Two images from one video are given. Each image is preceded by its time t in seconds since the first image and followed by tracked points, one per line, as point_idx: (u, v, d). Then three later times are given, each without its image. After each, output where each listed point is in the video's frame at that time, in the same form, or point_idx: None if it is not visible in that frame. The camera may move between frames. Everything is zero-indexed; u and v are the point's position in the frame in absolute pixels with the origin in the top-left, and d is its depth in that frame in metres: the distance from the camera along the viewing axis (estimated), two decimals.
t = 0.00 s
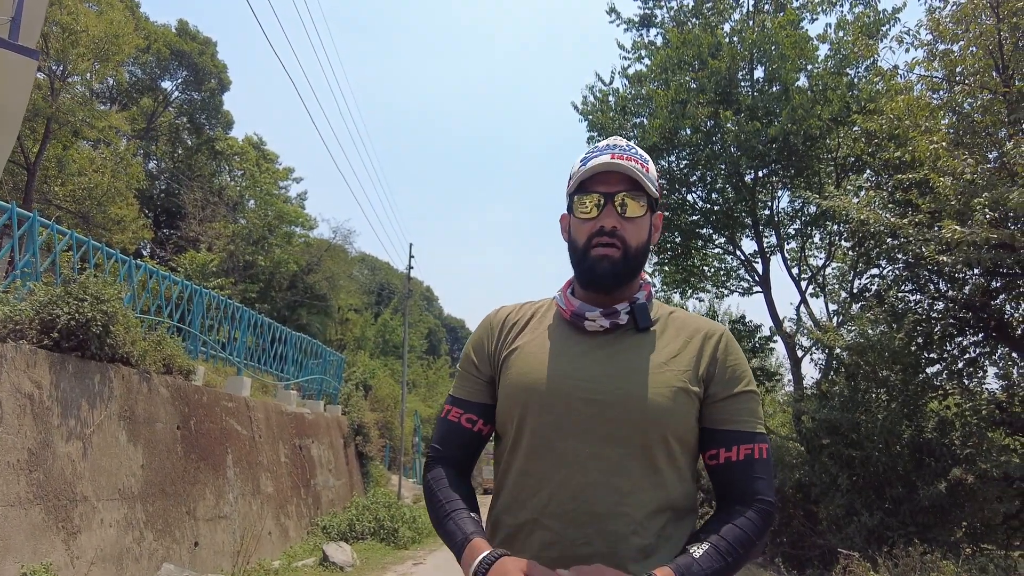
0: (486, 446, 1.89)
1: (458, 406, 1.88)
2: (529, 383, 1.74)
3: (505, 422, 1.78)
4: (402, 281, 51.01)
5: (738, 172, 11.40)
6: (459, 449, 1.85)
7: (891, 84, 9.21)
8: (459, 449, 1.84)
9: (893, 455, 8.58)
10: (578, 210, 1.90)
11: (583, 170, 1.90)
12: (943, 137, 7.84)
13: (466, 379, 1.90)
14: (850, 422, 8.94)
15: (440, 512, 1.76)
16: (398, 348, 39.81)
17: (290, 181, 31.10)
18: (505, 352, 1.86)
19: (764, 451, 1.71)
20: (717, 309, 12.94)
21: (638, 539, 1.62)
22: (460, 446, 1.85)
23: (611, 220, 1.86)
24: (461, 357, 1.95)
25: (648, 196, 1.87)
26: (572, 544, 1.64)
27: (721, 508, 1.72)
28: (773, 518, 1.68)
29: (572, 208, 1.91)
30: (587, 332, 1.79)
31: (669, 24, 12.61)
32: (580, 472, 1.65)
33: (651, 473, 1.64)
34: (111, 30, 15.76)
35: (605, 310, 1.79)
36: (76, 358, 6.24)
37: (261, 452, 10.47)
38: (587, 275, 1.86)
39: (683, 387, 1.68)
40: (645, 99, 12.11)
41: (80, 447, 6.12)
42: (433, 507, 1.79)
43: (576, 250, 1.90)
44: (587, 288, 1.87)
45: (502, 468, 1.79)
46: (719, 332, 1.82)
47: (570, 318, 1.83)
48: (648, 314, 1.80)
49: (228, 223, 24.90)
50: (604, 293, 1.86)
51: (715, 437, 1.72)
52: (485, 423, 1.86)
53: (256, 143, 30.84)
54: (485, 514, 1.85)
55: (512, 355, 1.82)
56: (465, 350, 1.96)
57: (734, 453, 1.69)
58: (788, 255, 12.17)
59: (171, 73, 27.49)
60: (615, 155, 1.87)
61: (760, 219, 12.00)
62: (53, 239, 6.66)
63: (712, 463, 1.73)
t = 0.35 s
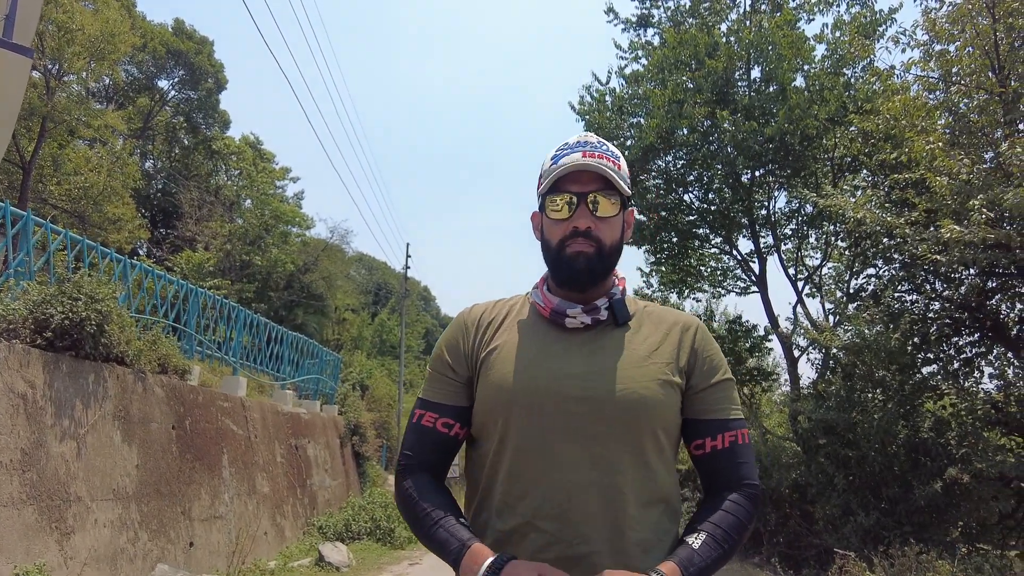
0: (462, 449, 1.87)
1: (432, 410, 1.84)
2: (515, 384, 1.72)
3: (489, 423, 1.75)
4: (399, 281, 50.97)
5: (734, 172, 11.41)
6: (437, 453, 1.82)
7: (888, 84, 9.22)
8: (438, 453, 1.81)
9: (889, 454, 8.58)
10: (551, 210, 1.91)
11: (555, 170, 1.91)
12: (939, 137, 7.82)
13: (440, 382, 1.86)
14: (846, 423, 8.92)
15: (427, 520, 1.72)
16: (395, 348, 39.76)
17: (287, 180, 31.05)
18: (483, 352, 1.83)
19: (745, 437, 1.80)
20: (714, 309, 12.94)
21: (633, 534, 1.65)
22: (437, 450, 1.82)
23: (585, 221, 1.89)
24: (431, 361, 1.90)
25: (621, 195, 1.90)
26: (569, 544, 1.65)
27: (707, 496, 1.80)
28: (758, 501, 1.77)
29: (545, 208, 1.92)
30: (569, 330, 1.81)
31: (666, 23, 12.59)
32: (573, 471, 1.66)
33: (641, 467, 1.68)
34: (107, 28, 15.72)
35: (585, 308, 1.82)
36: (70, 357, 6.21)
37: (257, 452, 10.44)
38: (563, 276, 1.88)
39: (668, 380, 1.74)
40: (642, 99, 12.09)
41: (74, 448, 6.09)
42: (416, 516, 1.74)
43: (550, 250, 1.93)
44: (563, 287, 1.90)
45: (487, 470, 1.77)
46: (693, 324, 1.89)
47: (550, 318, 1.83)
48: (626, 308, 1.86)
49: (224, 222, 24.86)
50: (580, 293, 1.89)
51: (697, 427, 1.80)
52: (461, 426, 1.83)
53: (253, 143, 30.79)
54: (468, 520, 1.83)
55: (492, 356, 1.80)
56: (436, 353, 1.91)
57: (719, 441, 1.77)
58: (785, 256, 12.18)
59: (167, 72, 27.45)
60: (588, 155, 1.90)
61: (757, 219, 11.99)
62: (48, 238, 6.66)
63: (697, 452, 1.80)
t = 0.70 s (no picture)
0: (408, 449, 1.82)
1: (377, 407, 1.78)
2: (469, 379, 1.70)
3: (440, 419, 1.73)
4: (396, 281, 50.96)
5: (732, 172, 11.42)
6: (382, 451, 1.76)
7: (884, 85, 9.24)
8: (382, 452, 1.75)
9: (886, 455, 8.59)
10: (489, 219, 1.88)
11: (488, 184, 1.86)
12: (936, 138, 7.86)
13: (388, 378, 1.81)
14: (843, 423, 8.93)
15: (368, 516, 1.65)
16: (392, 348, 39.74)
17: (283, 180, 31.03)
18: (433, 349, 1.81)
19: (693, 433, 1.78)
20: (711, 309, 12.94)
21: (586, 530, 1.63)
22: (382, 448, 1.76)
23: (529, 228, 1.87)
24: (380, 356, 1.85)
25: (555, 193, 1.88)
26: (521, 541, 1.62)
27: (655, 494, 1.77)
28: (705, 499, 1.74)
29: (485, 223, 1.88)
30: (521, 325, 1.81)
31: (664, 24, 12.60)
32: (526, 465, 1.64)
33: (594, 462, 1.66)
34: (104, 27, 15.69)
35: (538, 303, 1.82)
36: (65, 356, 6.19)
37: (252, 452, 10.40)
38: (520, 288, 1.85)
39: (621, 375, 1.73)
40: (639, 99, 12.09)
41: (69, 447, 6.06)
42: (357, 511, 1.67)
43: (499, 264, 1.89)
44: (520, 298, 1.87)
45: (437, 467, 1.74)
46: (644, 320, 1.89)
47: (502, 314, 1.83)
48: (579, 304, 1.86)
49: (221, 221, 24.81)
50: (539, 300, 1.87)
51: (647, 423, 1.77)
52: (409, 426, 1.79)
53: (250, 142, 30.75)
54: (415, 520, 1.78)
55: (442, 352, 1.78)
56: (385, 349, 1.86)
57: (667, 436, 1.75)
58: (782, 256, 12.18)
59: (164, 71, 27.44)
60: (517, 162, 1.86)
61: (753, 219, 11.99)
62: (43, 237, 6.66)
63: (644, 449, 1.78)
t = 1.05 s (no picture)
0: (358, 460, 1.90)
1: (323, 424, 1.85)
2: (405, 390, 1.73)
3: (383, 432, 1.76)
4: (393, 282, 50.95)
5: (729, 172, 11.44)
6: (331, 466, 1.84)
7: (881, 86, 9.26)
8: (330, 467, 1.84)
9: (882, 455, 8.64)
10: (416, 220, 1.89)
11: (411, 188, 1.87)
12: (932, 139, 7.88)
13: (330, 396, 1.87)
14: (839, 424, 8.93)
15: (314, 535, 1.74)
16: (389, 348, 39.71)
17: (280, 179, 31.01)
18: (372, 360, 1.85)
19: (642, 420, 1.76)
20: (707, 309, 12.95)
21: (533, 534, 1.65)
22: (329, 464, 1.84)
23: (453, 231, 1.87)
24: (323, 373, 1.91)
25: (483, 191, 1.86)
26: (468, 547, 1.65)
27: (606, 484, 1.77)
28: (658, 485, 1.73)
29: (412, 227, 1.89)
30: (459, 330, 1.81)
31: (661, 24, 12.60)
32: (467, 473, 1.67)
33: (536, 463, 1.67)
34: (100, 26, 15.65)
35: (474, 307, 1.82)
36: (61, 356, 6.17)
37: (249, 453, 10.36)
38: (444, 292, 1.86)
39: (561, 371, 1.72)
40: (636, 100, 12.10)
41: (65, 448, 6.04)
42: (307, 531, 1.77)
43: (427, 268, 1.90)
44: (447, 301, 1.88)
45: (385, 477, 1.77)
46: (588, 309, 1.87)
47: (438, 318, 1.84)
48: (518, 300, 1.85)
49: (217, 221, 24.76)
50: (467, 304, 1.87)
51: (592, 414, 1.77)
52: (355, 438, 1.85)
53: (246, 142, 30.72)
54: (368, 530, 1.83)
55: (380, 364, 1.82)
56: (328, 366, 1.92)
57: (614, 426, 1.74)
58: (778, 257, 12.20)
59: (160, 70, 27.44)
60: (440, 165, 1.86)
61: (750, 220, 12.00)
62: (38, 237, 6.68)
63: (593, 438, 1.77)
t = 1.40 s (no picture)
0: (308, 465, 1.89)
1: (272, 427, 1.84)
2: (366, 399, 1.73)
3: (342, 440, 1.76)
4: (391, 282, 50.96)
5: (727, 173, 11.45)
6: (280, 472, 1.83)
7: (878, 88, 9.28)
8: (279, 472, 1.82)
9: (878, 455, 8.64)
10: (376, 217, 1.89)
11: (375, 184, 1.88)
12: (929, 140, 7.89)
13: (281, 400, 1.84)
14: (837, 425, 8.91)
15: (263, 542, 1.73)
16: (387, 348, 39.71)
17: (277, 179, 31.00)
18: (329, 366, 1.84)
19: (598, 422, 1.80)
20: (705, 309, 12.97)
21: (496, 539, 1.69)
22: (279, 469, 1.82)
23: (414, 231, 1.88)
24: (274, 375, 1.87)
25: (447, 193, 1.88)
26: (431, 555, 1.67)
27: (561, 484, 1.81)
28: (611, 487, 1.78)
29: (373, 223, 1.90)
30: (418, 336, 1.82)
31: (659, 24, 12.61)
32: (427, 482, 1.68)
33: (496, 469, 1.70)
34: (97, 25, 15.61)
35: (434, 312, 1.83)
36: (58, 356, 6.17)
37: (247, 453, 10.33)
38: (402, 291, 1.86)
39: (519, 376, 1.76)
40: (634, 100, 12.11)
41: (61, 448, 6.03)
42: (254, 537, 1.75)
43: (386, 266, 1.91)
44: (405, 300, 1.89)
45: (343, 484, 1.77)
46: (546, 311, 1.90)
47: (398, 323, 1.84)
48: (478, 305, 1.86)
49: (214, 221, 24.70)
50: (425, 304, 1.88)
51: (548, 416, 1.80)
52: (306, 444, 1.85)
53: (244, 142, 30.70)
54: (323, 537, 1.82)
55: (338, 369, 1.81)
56: (278, 367, 1.89)
57: (569, 428, 1.78)
58: (776, 257, 12.21)
59: (157, 70, 27.45)
60: (406, 162, 1.87)
61: (747, 221, 12.00)
62: (35, 236, 6.74)
63: (548, 440, 1.81)
